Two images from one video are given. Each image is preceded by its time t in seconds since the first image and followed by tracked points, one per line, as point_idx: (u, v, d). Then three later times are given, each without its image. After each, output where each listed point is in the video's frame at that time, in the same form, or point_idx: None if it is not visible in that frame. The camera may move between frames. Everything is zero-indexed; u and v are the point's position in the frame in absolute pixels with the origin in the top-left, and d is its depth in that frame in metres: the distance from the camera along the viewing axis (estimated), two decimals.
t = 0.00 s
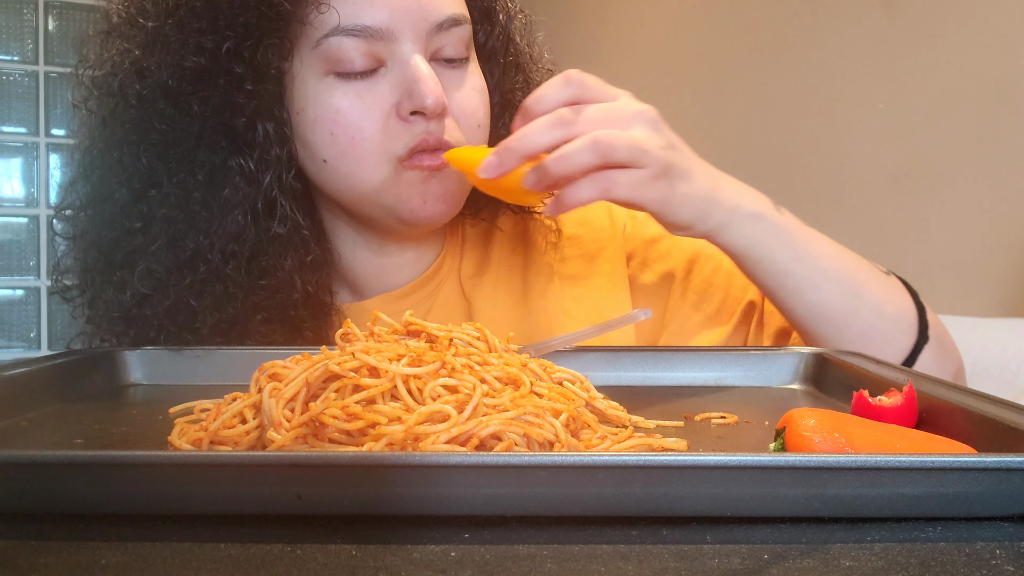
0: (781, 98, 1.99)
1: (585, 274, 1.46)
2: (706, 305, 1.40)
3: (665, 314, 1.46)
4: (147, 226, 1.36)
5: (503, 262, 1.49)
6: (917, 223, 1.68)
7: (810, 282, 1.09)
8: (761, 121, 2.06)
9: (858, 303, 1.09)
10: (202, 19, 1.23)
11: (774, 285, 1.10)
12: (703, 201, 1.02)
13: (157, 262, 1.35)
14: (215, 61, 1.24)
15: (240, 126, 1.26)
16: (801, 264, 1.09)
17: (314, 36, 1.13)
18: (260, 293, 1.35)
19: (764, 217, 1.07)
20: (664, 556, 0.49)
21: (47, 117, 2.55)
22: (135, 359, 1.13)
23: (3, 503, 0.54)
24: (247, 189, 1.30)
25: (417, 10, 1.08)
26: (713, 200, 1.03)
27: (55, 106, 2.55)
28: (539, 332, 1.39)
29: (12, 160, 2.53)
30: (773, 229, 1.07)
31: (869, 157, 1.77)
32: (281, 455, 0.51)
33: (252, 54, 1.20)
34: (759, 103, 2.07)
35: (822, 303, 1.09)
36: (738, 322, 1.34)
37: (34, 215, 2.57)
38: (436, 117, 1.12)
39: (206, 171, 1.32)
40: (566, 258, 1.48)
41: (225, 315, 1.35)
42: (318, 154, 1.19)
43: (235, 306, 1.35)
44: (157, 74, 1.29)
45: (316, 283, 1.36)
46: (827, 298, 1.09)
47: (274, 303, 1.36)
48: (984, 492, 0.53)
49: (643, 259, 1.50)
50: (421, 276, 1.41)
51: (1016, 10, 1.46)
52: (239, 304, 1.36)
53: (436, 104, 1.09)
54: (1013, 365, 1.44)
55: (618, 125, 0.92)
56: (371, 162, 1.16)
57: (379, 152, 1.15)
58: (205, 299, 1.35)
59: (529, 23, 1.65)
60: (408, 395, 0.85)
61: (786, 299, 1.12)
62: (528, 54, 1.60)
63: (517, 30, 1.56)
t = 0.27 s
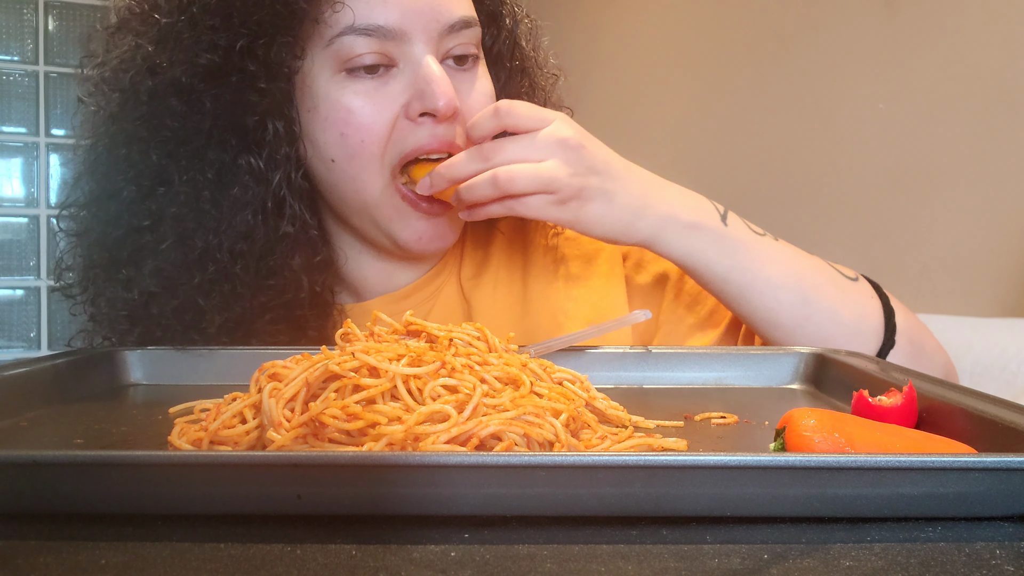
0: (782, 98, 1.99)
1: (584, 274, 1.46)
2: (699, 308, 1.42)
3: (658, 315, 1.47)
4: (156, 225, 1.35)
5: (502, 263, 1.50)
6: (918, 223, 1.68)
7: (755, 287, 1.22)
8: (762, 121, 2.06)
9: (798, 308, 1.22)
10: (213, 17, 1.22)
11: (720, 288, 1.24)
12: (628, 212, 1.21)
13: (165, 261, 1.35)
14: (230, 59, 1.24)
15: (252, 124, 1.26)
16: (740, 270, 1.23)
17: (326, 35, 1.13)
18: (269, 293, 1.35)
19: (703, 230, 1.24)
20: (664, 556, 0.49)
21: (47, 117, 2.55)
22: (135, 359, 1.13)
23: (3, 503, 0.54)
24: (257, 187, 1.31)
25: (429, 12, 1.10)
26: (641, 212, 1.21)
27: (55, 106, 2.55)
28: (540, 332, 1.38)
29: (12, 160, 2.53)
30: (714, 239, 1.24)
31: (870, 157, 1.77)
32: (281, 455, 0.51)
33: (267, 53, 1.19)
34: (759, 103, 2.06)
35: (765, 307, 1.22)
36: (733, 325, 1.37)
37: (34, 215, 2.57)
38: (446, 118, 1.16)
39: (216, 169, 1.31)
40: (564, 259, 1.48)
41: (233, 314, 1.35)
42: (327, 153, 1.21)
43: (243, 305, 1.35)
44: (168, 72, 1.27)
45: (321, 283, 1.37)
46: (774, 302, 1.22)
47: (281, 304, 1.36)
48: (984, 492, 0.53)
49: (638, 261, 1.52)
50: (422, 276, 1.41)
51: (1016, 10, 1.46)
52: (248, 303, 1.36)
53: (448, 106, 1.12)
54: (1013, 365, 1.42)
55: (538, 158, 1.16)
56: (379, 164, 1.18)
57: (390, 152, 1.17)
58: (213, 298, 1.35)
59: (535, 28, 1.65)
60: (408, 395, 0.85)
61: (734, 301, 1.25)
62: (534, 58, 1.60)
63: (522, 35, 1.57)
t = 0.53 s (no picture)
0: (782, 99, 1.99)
1: (583, 274, 1.46)
2: (696, 309, 1.42)
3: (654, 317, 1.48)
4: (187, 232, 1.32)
5: (501, 263, 1.50)
6: (918, 223, 1.68)
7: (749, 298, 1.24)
8: (762, 121, 2.07)
9: (789, 318, 1.24)
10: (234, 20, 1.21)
11: (713, 296, 1.26)
12: (623, 219, 1.21)
13: (192, 269, 1.32)
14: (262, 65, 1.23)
15: (276, 128, 1.25)
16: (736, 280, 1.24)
17: (345, 38, 1.13)
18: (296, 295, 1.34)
19: (701, 241, 1.23)
20: (664, 556, 0.49)
21: (47, 117, 2.55)
22: (136, 359, 1.13)
23: (3, 503, 0.54)
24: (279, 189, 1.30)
25: (445, 16, 1.11)
26: (636, 220, 1.21)
27: (55, 106, 2.55)
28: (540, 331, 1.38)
29: (12, 160, 2.53)
30: (713, 250, 1.24)
31: (870, 157, 1.77)
32: (281, 456, 0.51)
33: (298, 58, 1.18)
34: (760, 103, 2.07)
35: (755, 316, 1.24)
36: (729, 327, 1.38)
37: (34, 215, 2.57)
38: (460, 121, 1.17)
39: (242, 173, 1.30)
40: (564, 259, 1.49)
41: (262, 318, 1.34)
42: (343, 158, 1.20)
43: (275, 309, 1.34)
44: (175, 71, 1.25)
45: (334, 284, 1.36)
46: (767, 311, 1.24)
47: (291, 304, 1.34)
48: (984, 493, 0.53)
49: (635, 262, 1.52)
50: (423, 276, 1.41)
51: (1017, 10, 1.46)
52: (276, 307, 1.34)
53: (463, 109, 1.14)
54: (1013, 365, 1.43)
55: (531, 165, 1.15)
56: (397, 167, 1.18)
57: (407, 158, 1.17)
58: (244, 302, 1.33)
59: (538, 29, 1.65)
60: (408, 395, 0.85)
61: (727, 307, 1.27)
62: (536, 59, 1.60)
63: (525, 36, 1.57)
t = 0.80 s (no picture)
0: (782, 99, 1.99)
1: (584, 275, 1.46)
2: (696, 312, 1.43)
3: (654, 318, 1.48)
4: (184, 236, 1.33)
5: (502, 263, 1.50)
6: (918, 223, 1.68)
7: (753, 305, 1.24)
8: (762, 122, 2.07)
9: (791, 324, 1.24)
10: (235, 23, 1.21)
11: (718, 302, 1.26)
12: (627, 225, 1.20)
13: (186, 270, 1.31)
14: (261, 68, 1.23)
15: (275, 130, 1.24)
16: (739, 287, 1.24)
17: (347, 39, 1.13)
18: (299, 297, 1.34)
19: (706, 248, 1.24)
20: (664, 556, 0.49)
21: (47, 117, 2.55)
22: (135, 359, 1.13)
23: (4, 504, 0.54)
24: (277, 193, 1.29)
25: (448, 17, 1.11)
26: (640, 227, 1.21)
27: (55, 106, 2.55)
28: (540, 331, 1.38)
29: (12, 160, 2.53)
30: (718, 257, 1.24)
31: (870, 157, 1.77)
32: (281, 455, 0.51)
33: (296, 61, 1.18)
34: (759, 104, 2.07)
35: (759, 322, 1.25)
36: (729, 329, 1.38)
37: (34, 215, 2.57)
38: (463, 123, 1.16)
39: (241, 176, 1.30)
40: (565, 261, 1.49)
41: (264, 320, 1.34)
42: (345, 158, 1.19)
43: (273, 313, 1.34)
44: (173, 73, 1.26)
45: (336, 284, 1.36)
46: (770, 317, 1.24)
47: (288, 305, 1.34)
48: (984, 492, 0.54)
49: (636, 264, 1.52)
50: (423, 277, 1.41)
51: (1016, 10, 1.46)
52: (276, 309, 1.34)
53: (467, 111, 1.13)
54: (1013, 365, 1.43)
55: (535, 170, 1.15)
56: (400, 168, 1.17)
57: (409, 158, 1.16)
58: (244, 305, 1.32)
59: (537, 27, 1.65)
60: (408, 395, 0.85)
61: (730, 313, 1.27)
62: (536, 58, 1.60)
63: (526, 35, 1.57)
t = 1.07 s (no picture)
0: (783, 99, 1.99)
1: (586, 277, 1.46)
2: (697, 314, 1.42)
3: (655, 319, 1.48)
4: (182, 237, 1.33)
5: (503, 265, 1.49)
6: (918, 223, 1.68)
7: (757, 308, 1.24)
8: (762, 121, 2.07)
9: (797, 327, 1.25)
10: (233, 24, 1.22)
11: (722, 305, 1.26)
12: (636, 223, 1.20)
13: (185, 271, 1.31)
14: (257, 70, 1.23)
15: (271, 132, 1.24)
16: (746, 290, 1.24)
17: (344, 41, 1.14)
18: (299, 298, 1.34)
19: (710, 251, 1.24)
20: (664, 556, 0.49)
21: (47, 117, 2.54)
22: (135, 359, 1.12)
23: (4, 503, 0.54)
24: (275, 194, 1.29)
25: (444, 18, 1.11)
26: (649, 226, 1.20)
27: (55, 106, 2.55)
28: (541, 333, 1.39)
29: (12, 160, 2.53)
30: (722, 260, 1.24)
31: (871, 157, 1.77)
32: (281, 455, 0.51)
33: (293, 63, 1.18)
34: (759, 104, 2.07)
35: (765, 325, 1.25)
36: (730, 331, 1.38)
37: (34, 215, 2.57)
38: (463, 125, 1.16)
39: (239, 177, 1.30)
40: (566, 262, 1.49)
41: (264, 320, 1.34)
42: (344, 160, 1.19)
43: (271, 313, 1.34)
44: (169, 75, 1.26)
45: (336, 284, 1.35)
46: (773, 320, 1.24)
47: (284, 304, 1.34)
48: (984, 493, 0.53)
49: (637, 265, 1.52)
50: (423, 278, 1.41)
51: (1016, 10, 1.46)
52: (276, 309, 1.34)
53: (465, 113, 1.12)
54: (1013, 365, 1.43)
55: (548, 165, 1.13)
56: (400, 169, 1.16)
57: (407, 160, 1.16)
58: (242, 305, 1.33)
59: (538, 28, 1.65)
60: (408, 395, 0.85)
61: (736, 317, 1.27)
62: (538, 59, 1.60)
63: (527, 36, 1.56)
